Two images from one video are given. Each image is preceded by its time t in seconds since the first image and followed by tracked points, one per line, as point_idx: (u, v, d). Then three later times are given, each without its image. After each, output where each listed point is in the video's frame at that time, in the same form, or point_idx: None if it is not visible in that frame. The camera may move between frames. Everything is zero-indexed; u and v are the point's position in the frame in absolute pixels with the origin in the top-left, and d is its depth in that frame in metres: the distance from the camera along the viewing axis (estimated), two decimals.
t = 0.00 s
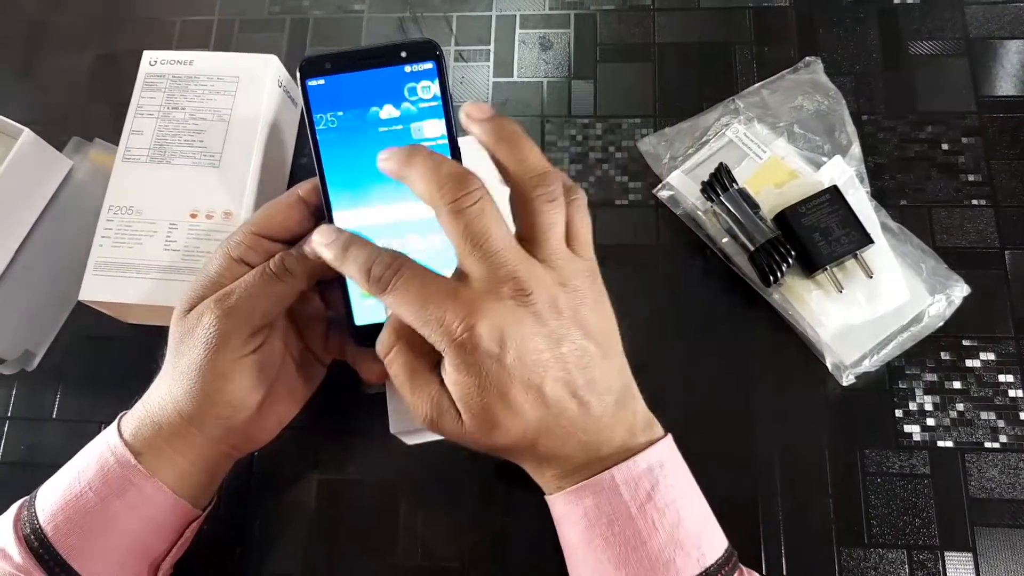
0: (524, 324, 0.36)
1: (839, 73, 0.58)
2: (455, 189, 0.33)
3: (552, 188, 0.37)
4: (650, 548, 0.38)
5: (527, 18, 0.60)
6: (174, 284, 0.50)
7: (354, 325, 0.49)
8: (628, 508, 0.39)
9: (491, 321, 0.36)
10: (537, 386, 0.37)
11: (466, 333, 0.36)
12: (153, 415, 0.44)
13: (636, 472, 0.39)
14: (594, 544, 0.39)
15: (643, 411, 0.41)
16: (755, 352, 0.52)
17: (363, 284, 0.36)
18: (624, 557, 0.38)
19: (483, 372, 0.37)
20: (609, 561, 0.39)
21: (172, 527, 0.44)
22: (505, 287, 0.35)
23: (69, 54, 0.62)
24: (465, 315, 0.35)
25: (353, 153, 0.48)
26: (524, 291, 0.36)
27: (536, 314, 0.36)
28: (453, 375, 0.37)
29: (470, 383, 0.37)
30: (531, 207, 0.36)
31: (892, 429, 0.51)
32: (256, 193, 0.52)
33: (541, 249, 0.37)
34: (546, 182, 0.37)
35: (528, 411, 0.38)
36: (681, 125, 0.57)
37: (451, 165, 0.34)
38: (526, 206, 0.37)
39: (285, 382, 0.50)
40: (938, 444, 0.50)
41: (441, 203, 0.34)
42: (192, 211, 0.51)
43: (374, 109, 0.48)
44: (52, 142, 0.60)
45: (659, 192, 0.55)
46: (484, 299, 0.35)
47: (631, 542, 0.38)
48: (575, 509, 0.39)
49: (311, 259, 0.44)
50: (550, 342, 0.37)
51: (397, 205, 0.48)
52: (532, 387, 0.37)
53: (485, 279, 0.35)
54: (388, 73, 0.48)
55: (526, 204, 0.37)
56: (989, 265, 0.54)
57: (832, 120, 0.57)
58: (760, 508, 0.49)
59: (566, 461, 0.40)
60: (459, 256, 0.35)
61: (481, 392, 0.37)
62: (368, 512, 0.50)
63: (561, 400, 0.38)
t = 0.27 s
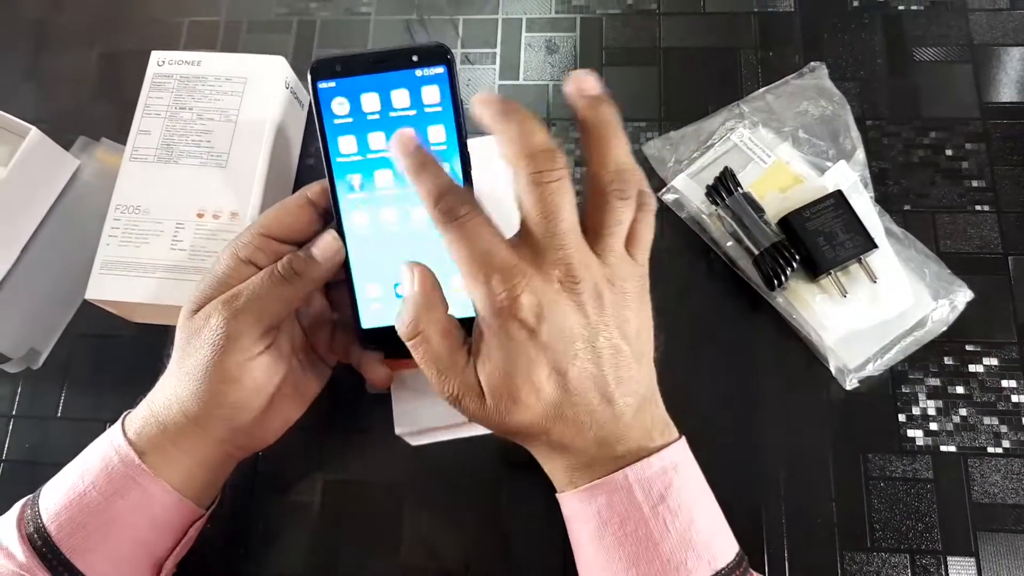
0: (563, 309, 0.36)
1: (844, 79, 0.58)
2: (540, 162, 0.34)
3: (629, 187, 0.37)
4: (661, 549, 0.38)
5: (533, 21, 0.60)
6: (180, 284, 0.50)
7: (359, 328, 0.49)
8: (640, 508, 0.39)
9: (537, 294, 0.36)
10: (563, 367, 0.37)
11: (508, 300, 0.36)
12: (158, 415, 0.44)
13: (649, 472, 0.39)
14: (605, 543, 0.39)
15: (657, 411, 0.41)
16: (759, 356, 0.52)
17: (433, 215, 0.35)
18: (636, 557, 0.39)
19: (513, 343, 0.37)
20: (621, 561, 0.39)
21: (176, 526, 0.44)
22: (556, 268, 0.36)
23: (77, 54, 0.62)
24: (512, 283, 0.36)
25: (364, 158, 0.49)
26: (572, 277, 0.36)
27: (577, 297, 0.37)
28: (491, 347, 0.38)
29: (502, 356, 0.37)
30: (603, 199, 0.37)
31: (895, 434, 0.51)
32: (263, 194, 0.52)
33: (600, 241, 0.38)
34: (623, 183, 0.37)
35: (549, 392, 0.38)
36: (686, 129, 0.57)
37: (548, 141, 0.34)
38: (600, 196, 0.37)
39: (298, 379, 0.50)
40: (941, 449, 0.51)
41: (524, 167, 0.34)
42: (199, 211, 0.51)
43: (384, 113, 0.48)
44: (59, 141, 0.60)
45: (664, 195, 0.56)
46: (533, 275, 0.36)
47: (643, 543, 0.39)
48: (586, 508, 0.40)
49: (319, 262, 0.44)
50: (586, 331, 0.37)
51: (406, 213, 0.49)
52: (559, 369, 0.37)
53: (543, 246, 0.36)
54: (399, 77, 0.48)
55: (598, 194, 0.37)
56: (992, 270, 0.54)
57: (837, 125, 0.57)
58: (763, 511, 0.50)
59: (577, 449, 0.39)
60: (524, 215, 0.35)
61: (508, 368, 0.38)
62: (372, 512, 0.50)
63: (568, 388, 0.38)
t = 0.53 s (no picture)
0: (539, 320, 0.38)
1: (843, 84, 0.58)
2: (523, 176, 0.33)
3: (610, 206, 0.36)
4: None
5: (532, 28, 0.60)
6: (181, 292, 0.50)
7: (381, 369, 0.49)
8: (626, 535, 0.39)
9: (512, 303, 0.37)
10: (538, 381, 0.38)
11: (483, 308, 0.37)
12: (168, 446, 0.44)
13: (634, 500, 0.39)
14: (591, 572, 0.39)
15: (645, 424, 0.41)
16: (759, 363, 0.52)
17: (415, 220, 0.35)
18: None
19: (486, 353, 0.38)
20: None
21: (180, 552, 0.44)
22: (530, 280, 0.37)
23: (77, 61, 0.62)
24: (485, 293, 0.37)
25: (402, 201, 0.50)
26: (547, 289, 0.37)
27: (551, 307, 0.38)
28: (465, 360, 0.38)
29: (478, 371, 0.38)
30: (585, 215, 0.37)
31: (896, 440, 0.51)
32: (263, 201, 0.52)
33: (581, 254, 0.38)
34: (608, 201, 0.36)
35: (526, 406, 0.39)
36: (686, 135, 0.57)
37: (536, 153, 0.33)
38: (581, 209, 0.37)
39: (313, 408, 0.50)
40: (942, 456, 0.50)
41: (505, 180, 0.33)
42: (199, 219, 0.51)
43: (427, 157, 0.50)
44: (59, 148, 0.60)
45: (663, 201, 0.56)
46: (509, 284, 0.37)
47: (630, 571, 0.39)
48: (572, 537, 0.40)
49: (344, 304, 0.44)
50: (563, 344, 0.39)
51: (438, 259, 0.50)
52: (534, 382, 0.38)
53: (521, 253, 0.37)
54: (446, 124, 0.49)
55: (581, 209, 0.37)
56: (993, 276, 0.54)
57: (836, 131, 0.57)
58: (764, 519, 0.49)
59: (558, 472, 0.39)
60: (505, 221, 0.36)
61: (483, 385, 0.38)
62: (372, 520, 0.50)
63: (562, 395, 0.39)
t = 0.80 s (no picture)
0: (536, 326, 0.37)
1: (852, 89, 0.57)
2: (521, 184, 0.33)
3: (613, 215, 0.36)
4: None
5: (538, 30, 0.60)
6: (182, 295, 0.49)
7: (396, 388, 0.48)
8: (628, 556, 0.38)
9: (510, 308, 0.37)
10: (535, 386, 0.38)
11: (479, 313, 0.37)
12: (178, 462, 0.43)
13: (636, 520, 0.38)
14: None
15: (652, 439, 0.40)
16: (765, 371, 0.52)
17: (411, 222, 0.34)
18: None
19: (483, 357, 0.38)
20: None
21: (186, 563, 0.44)
22: (528, 286, 0.37)
23: (79, 61, 0.62)
24: (482, 298, 0.37)
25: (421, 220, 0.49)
26: (544, 297, 0.37)
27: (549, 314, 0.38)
28: (463, 365, 0.38)
29: (474, 376, 0.38)
30: (586, 226, 0.37)
31: (903, 450, 0.50)
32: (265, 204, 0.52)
33: (584, 265, 0.38)
34: (611, 212, 0.36)
35: (523, 411, 0.38)
36: (692, 140, 0.57)
37: (536, 161, 0.32)
38: (583, 221, 0.37)
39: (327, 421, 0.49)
40: (950, 465, 0.50)
41: (504, 188, 0.33)
42: (201, 221, 0.51)
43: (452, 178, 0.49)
44: (60, 149, 0.60)
45: (669, 206, 0.55)
46: (506, 288, 0.37)
47: None
48: (573, 556, 0.39)
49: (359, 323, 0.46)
50: (561, 350, 0.38)
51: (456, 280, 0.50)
52: (532, 388, 0.38)
53: (520, 262, 0.36)
54: (473, 146, 0.49)
55: (583, 220, 0.37)
56: (1002, 284, 0.53)
57: (844, 136, 0.56)
58: (769, 530, 0.49)
59: (555, 485, 0.38)
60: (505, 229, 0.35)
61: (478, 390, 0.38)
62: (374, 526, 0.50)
63: (560, 404, 0.38)
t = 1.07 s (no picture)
0: (634, 310, 0.37)
1: (859, 96, 0.57)
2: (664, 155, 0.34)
3: (740, 215, 0.36)
4: None
5: (543, 35, 0.59)
6: (185, 302, 0.49)
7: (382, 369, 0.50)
8: (680, 551, 0.37)
9: (614, 284, 0.37)
10: (619, 373, 0.37)
11: (580, 285, 0.37)
12: (169, 454, 0.44)
13: (692, 516, 0.37)
14: None
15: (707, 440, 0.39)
16: (770, 380, 0.52)
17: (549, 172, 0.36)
18: None
19: (573, 329, 0.37)
20: None
21: (182, 562, 0.44)
22: (605, 259, 0.36)
23: (82, 65, 0.62)
24: (591, 270, 0.36)
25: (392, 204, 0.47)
26: (651, 280, 0.37)
27: (646, 294, 0.37)
28: (546, 338, 0.38)
29: (556, 353, 0.37)
30: (708, 219, 0.37)
31: (909, 461, 0.50)
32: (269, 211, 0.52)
33: (693, 256, 0.38)
34: (742, 212, 0.36)
35: (599, 391, 0.37)
36: (698, 146, 0.56)
37: (680, 144, 0.34)
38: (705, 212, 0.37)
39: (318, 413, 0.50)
40: (955, 476, 0.50)
41: (637, 160, 0.35)
42: (204, 228, 0.51)
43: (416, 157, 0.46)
44: (63, 154, 0.60)
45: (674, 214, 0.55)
46: (615, 264, 0.37)
47: None
48: (622, 548, 0.38)
49: (342, 309, 0.43)
50: (651, 338, 0.37)
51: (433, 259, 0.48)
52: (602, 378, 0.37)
53: (636, 236, 0.36)
54: (435, 121, 0.45)
55: (708, 213, 0.37)
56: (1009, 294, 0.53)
57: (851, 144, 0.56)
58: (773, 540, 0.49)
59: (613, 475, 0.38)
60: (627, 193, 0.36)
61: (562, 368, 0.37)
62: (377, 534, 0.50)
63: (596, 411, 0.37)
